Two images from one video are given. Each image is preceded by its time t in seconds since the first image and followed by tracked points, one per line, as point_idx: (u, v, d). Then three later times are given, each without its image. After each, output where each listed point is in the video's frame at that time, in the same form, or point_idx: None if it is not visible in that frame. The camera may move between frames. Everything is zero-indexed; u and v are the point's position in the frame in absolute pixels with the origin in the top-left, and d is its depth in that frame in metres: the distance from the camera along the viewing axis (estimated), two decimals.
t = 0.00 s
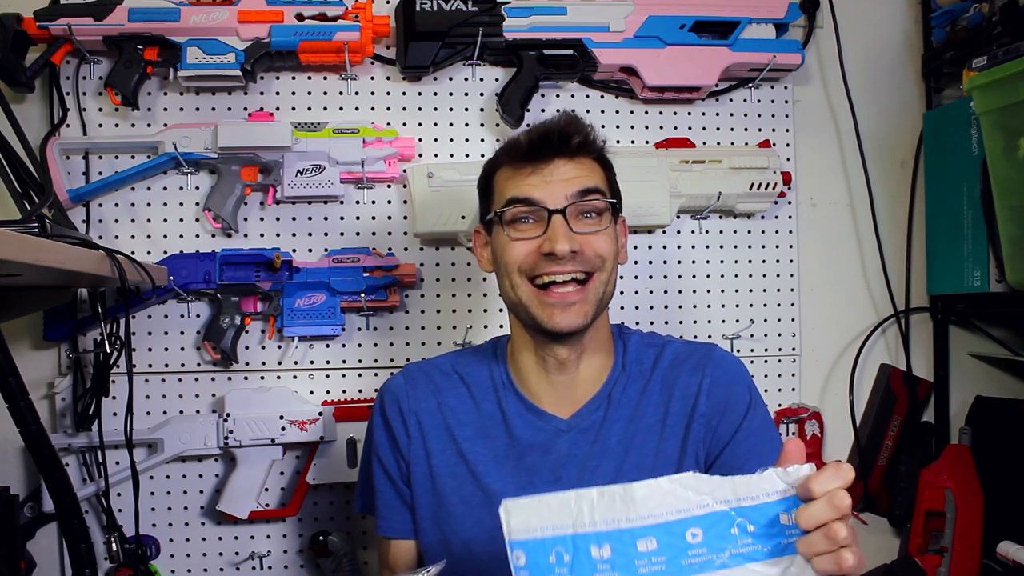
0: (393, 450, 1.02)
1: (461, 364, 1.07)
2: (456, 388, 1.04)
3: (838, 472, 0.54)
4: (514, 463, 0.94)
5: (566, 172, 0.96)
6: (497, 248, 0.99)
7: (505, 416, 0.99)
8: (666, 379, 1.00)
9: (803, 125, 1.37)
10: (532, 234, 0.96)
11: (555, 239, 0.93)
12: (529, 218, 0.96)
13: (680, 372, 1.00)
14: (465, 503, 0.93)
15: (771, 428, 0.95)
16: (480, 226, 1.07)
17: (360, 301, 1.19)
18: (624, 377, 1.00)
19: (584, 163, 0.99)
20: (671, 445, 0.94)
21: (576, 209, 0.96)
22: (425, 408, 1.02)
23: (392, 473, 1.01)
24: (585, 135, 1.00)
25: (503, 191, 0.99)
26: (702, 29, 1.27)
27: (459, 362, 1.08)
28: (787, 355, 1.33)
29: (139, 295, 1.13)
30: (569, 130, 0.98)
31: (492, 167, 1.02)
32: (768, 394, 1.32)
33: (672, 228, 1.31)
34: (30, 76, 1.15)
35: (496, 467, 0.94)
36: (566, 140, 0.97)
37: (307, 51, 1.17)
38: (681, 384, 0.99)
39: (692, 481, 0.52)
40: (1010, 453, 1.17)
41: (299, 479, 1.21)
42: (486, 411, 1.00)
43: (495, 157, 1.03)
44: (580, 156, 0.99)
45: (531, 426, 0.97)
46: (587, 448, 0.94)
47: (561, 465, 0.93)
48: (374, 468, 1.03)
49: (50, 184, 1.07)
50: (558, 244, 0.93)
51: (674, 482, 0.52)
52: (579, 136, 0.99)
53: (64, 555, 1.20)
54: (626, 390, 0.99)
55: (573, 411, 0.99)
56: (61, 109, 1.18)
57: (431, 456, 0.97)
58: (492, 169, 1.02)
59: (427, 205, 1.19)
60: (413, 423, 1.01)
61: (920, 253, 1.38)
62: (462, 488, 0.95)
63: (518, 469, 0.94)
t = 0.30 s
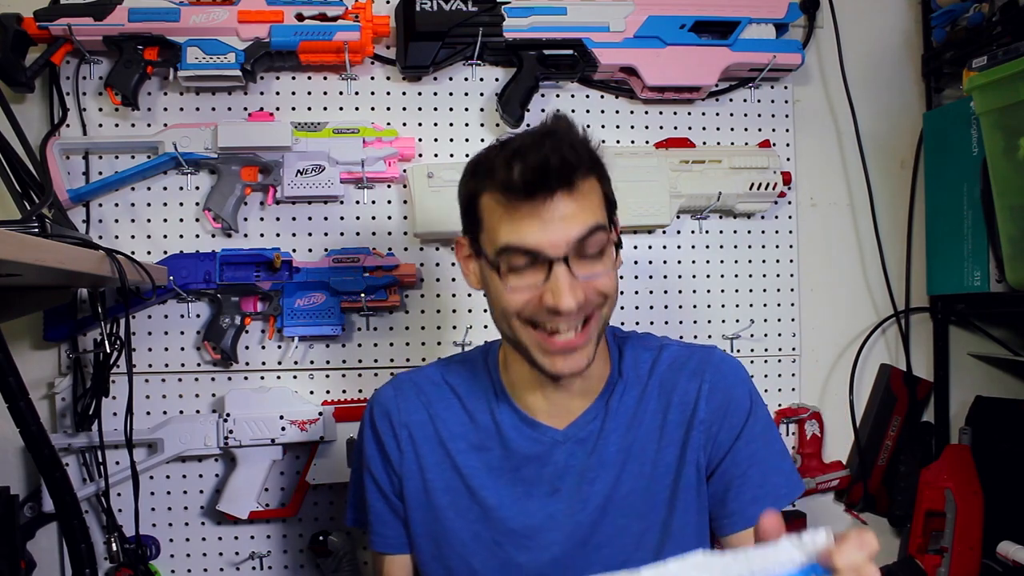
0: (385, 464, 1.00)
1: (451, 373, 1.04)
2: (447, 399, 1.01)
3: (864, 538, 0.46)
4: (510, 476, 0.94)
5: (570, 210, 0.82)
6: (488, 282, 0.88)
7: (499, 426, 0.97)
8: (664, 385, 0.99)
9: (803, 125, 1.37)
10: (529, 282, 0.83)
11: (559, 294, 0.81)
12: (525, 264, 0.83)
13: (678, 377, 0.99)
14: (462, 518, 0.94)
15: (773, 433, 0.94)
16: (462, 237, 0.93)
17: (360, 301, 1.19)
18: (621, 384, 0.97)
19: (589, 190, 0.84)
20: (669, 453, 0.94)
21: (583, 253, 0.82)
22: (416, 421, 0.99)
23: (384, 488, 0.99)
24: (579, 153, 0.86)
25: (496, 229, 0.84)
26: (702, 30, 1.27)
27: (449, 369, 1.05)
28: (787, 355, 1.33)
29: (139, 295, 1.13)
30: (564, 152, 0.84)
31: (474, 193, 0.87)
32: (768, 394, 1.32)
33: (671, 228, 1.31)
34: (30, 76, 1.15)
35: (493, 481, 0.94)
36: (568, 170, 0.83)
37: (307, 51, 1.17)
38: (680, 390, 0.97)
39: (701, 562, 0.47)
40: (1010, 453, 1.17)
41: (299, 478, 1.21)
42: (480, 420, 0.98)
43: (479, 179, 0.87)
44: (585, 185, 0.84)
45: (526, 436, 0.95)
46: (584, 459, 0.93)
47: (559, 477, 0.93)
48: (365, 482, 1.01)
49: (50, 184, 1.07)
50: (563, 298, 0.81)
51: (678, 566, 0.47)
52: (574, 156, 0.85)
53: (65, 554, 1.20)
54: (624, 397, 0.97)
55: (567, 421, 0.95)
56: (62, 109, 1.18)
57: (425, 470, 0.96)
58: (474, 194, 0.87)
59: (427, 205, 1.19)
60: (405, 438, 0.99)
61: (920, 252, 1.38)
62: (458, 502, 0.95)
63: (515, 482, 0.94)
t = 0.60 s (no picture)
0: (376, 482, 1.00)
1: (437, 387, 1.02)
2: (434, 414, 0.99)
3: None
4: (503, 492, 0.93)
5: (564, 273, 0.73)
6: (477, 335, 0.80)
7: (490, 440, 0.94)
8: (658, 395, 0.96)
9: (803, 124, 1.37)
10: (524, 346, 0.76)
11: (559, 359, 0.75)
12: (521, 330, 0.75)
13: (672, 385, 0.96)
14: (455, 535, 0.94)
15: (772, 439, 0.92)
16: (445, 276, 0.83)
17: (360, 301, 1.19)
18: (614, 397, 0.95)
19: (582, 244, 0.75)
20: (665, 464, 0.94)
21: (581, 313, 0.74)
22: (404, 439, 0.98)
23: (377, 507, 0.99)
24: (566, 198, 0.76)
25: (486, 295, 0.75)
26: (702, 30, 1.27)
27: (434, 385, 1.03)
28: (786, 355, 1.33)
29: (139, 295, 1.13)
30: (551, 205, 0.74)
31: (457, 247, 0.77)
32: (768, 394, 1.32)
33: (671, 228, 1.31)
34: (30, 76, 1.15)
35: (484, 498, 0.93)
36: (558, 228, 0.73)
37: (308, 51, 1.17)
38: (674, 400, 0.95)
39: None
40: (1010, 454, 1.17)
41: (299, 478, 1.21)
42: (468, 435, 0.96)
43: (460, 233, 0.77)
44: (577, 240, 0.74)
45: (516, 452, 0.93)
46: (577, 474, 0.92)
47: (551, 493, 0.92)
48: (357, 500, 1.01)
49: (49, 184, 1.07)
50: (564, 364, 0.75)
51: None
52: (560, 204, 0.75)
53: (65, 554, 1.20)
54: (617, 410, 0.95)
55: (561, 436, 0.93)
56: (62, 109, 1.18)
57: (416, 489, 0.96)
58: (456, 247, 0.78)
59: (427, 205, 1.18)
60: (394, 456, 0.98)
61: (921, 253, 1.38)
62: (451, 519, 0.95)
63: (506, 499, 0.93)
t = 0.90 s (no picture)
0: (369, 501, 0.99)
1: (425, 401, 1.01)
2: (422, 426, 0.98)
3: None
4: (497, 506, 0.91)
5: (532, 316, 0.70)
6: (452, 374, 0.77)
7: (480, 450, 0.93)
8: (649, 398, 0.96)
9: (803, 124, 1.37)
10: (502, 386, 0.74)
11: (538, 397, 0.72)
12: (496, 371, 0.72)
13: (664, 388, 0.97)
14: (450, 553, 0.92)
15: (762, 434, 0.95)
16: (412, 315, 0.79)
17: (360, 301, 1.19)
18: (603, 402, 0.94)
19: (548, 282, 0.71)
20: (662, 467, 0.93)
21: (557, 349, 0.72)
22: (393, 454, 0.97)
23: (373, 524, 0.99)
24: (526, 236, 0.70)
25: (457, 343, 0.72)
26: (702, 30, 1.27)
27: (422, 399, 1.02)
28: (786, 355, 1.33)
29: (139, 295, 1.13)
30: (511, 248, 0.69)
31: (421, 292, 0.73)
32: (767, 395, 1.32)
33: (672, 228, 1.31)
34: (30, 76, 1.15)
35: (476, 514, 0.91)
36: (521, 274, 0.68)
37: (307, 51, 1.17)
38: (667, 401, 0.96)
39: None
40: (1010, 453, 1.17)
41: (299, 479, 1.21)
42: (457, 447, 0.95)
43: (422, 280, 0.72)
44: (542, 280, 0.70)
45: (504, 463, 0.91)
46: (569, 483, 0.91)
47: (544, 503, 0.90)
48: (352, 519, 1.01)
49: (49, 184, 1.07)
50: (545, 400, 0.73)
51: None
52: (520, 245, 0.69)
53: (65, 554, 1.20)
54: (607, 417, 0.94)
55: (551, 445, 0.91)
56: (62, 109, 1.18)
57: (408, 507, 0.94)
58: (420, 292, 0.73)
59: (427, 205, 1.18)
60: (386, 474, 0.97)
61: (921, 253, 1.38)
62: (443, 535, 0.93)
63: (501, 513, 0.91)
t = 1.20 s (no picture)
0: (368, 535, 0.95)
1: (406, 429, 0.98)
2: (409, 456, 0.95)
3: None
4: (491, 527, 0.90)
5: (510, 351, 0.69)
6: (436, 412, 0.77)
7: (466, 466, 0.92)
8: (630, 401, 0.97)
9: (803, 124, 1.37)
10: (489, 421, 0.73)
11: (524, 428, 0.72)
12: (480, 412, 0.72)
13: (644, 389, 0.97)
14: None
15: (736, 428, 0.99)
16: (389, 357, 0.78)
17: (360, 301, 1.19)
18: (585, 409, 0.94)
19: (521, 315, 0.70)
20: (651, 468, 0.94)
21: (538, 378, 0.71)
22: (383, 486, 0.94)
23: (377, 558, 0.96)
24: (493, 272, 0.70)
25: (438, 387, 0.71)
26: (702, 30, 1.27)
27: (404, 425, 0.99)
28: (787, 355, 1.33)
29: (139, 295, 1.13)
30: (477, 286, 0.69)
31: (398, 339, 0.72)
32: (768, 395, 1.32)
33: (671, 228, 1.31)
34: (30, 76, 1.15)
35: (473, 537, 0.90)
36: (491, 312, 0.68)
37: (307, 51, 1.17)
38: (648, 401, 0.96)
39: None
40: (1010, 454, 1.17)
41: (299, 479, 1.21)
42: (443, 465, 0.94)
43: (395, 325, 0.71)
44: (515, 314, 0.70)
45: (494, 484, 0.91)
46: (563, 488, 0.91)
47: (536, 518, 0.90)
48: (355, 554, 0.97)
49: (49, 184, 1.07)
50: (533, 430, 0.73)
51: None
52: (487, 282, 0.69)
53: (65, 554, 1.20)
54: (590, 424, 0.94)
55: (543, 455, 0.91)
56: (62, 109, 1.18)
57: (404, 537, 0.92)
58: (397, 338, 0.72)
59: (427, 205, 1.18)
60: (380, 508, 0.93)
61: (920, 253, 1.38)
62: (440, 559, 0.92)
63: (497, 532, 0.90)
